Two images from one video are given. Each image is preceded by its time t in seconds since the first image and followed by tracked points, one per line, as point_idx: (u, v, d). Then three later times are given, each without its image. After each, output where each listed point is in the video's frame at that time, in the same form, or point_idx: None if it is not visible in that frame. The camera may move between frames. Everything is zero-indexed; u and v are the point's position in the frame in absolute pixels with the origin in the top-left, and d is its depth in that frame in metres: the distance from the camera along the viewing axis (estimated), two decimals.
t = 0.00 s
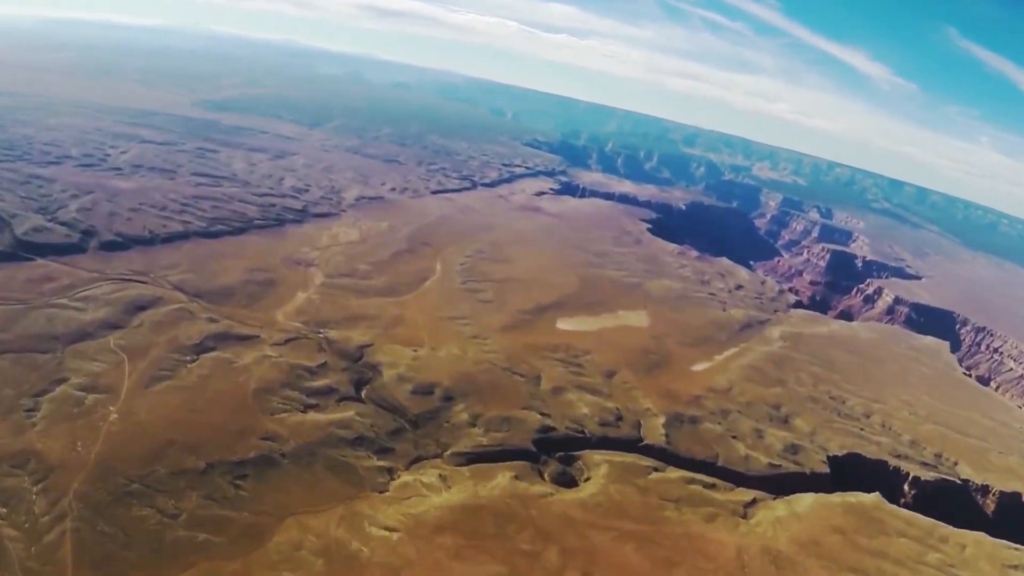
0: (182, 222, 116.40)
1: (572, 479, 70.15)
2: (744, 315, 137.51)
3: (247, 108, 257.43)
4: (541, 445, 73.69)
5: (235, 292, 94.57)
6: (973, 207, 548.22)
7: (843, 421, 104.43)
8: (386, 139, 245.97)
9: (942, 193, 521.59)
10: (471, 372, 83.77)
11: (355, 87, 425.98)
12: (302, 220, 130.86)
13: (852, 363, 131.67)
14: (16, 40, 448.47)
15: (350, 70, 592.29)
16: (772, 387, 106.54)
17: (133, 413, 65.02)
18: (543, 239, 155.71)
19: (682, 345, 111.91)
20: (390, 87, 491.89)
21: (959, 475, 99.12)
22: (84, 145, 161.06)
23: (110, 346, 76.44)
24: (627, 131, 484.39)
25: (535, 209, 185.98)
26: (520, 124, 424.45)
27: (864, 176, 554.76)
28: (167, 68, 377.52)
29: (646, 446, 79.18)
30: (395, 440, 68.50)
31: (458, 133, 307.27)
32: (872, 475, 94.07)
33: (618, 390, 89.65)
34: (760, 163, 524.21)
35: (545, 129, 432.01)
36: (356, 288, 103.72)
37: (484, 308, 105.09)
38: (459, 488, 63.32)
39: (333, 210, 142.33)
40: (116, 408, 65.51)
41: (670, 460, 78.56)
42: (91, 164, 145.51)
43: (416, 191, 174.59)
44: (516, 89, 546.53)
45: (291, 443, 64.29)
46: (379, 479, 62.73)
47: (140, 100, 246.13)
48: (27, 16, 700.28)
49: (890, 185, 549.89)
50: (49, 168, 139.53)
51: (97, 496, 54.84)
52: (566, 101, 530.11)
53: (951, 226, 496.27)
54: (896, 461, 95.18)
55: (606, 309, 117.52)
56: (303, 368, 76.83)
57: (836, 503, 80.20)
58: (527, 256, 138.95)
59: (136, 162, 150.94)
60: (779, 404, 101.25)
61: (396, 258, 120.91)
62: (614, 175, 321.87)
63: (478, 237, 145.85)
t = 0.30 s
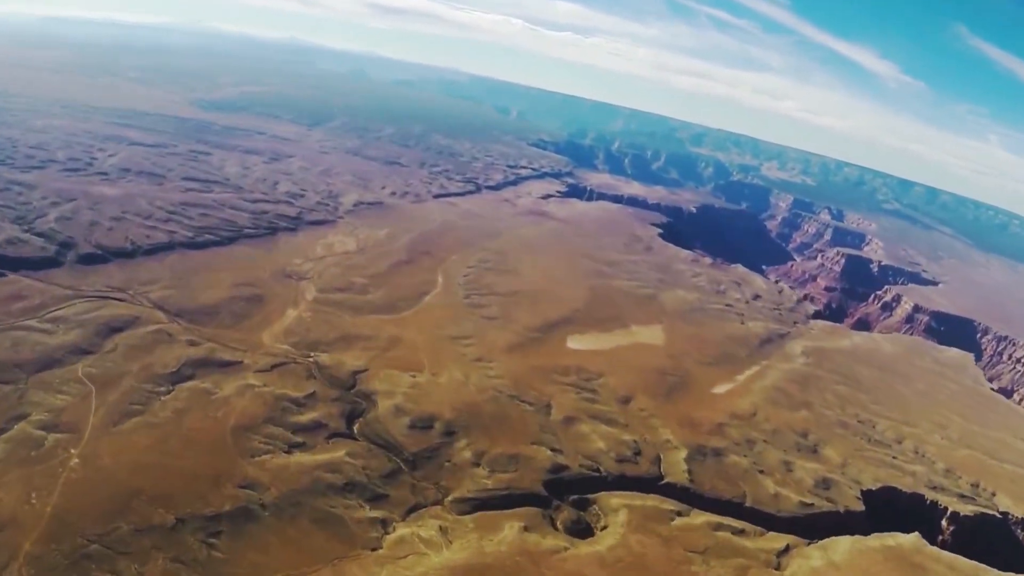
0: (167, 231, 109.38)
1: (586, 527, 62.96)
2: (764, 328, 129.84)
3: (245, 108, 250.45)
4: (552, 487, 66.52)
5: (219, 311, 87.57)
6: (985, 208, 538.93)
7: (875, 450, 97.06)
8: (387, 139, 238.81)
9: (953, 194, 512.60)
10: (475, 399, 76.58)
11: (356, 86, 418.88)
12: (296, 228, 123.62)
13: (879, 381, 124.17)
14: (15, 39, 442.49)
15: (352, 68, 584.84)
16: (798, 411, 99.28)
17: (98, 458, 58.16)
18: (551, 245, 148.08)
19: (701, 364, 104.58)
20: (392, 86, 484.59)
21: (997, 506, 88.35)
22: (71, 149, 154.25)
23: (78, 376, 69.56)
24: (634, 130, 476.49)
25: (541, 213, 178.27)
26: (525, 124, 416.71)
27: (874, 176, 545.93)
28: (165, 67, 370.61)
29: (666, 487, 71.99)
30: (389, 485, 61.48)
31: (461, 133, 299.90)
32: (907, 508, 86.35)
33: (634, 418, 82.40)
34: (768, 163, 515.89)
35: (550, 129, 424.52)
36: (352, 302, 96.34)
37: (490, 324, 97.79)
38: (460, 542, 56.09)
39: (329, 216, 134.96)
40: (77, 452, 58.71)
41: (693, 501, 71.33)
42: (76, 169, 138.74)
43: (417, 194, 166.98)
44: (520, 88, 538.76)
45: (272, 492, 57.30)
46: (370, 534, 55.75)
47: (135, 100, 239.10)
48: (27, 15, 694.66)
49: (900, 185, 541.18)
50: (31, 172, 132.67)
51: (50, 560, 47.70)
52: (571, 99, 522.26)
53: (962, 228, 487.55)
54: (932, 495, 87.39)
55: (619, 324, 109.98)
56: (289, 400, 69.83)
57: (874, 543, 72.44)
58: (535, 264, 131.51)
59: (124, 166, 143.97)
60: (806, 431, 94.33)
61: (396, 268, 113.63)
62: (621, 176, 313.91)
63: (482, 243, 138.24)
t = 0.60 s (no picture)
0: (147, 247, 101.97)
1: None
2: (783, 348, 122.22)
3: (239, 110, 242.99)
4: (563, 545, 59.09)
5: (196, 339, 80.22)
6: (993, 211, 530.77)
7: (909, 486, 89.60)
8: (386, 143, 231.42)
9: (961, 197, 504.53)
10: (476, 440, 69.22)
11: (355, 88, 411.37)
12: (285, 241, 116.35)
13: (906, 405, 116.77)
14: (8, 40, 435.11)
15: (352, 69, 577.19)
16: (825, 444, 91.93)
17: (46, 520, 50.92)
18: (556, 257, 140.41)
19: (720, 391, 97.15)
20: (392, 88, 476.94)
21: None
22: (53, 155, 146.96)
23: (34, 418, 62.28)
24: (637, 133, 469.08)
25: (545, 221, 170.59)
26: (528, 126, 409.25)
27: (880, 179, 538.11)
28: (160, 68, 363.10)
29: (690, 540, 64.52)
30: (379, 549, 54.23)
31: (462, 136, 292.51)
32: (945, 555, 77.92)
33: (652, 459, 75.04)
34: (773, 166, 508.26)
35: (552, 132, 417.12)
36: (342, 326, 88.80)
37: (493, 348, 90.30)
38: None
39: (320, 226, 127.48)
40: (24, 514, 51.17)
41: (720, 557, 63.76)
42: (56, 177, 131.54)
43: (415, 202, 159.38)
44: (522, 89, 531.18)
45: (243, 560, 50.11)
46: None
47: (126, 103, 231.81)
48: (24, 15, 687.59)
49: (907, 189, 533.45)
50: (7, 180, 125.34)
51: None
52: (574, 101, 514.62)
53: (971, 232, 479.66)
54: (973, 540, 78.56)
55: (631, 346, 102.48)
56: (269, 445, 62.52)
57: None
58: (540, 277, 124.09)
59: (106, 174, 136.66)
60: (835, 467, 86.98)
61: (392, 284, 106.17)
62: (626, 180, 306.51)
63: (484, 256, 130.62)
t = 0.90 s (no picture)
0: (123, 264, 94.49)
1: None
2: (805, 370, 114.66)
3: (233, 113, 235.70)
4: None
5: (169, 373, 72.91)
6: (1002, 215, 522.26)
7: (948, 527, 81.47)
8: (384, 148, 224.18)
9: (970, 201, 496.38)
10: (477, 490, 61.78)
11: (355, 91, 404.25)
12: (275, 254, 108.35)
13: (937, 432, 109.17)
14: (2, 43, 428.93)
15: (352, 72, 570.38)
16: (857, 483, 84.46)
17: None
18: (563, 267, 132.44)
19: (742, 422, 89.64)
20: (392, 90, 469.46)
21: None
22: (33, 162, 139.63)
23: None
24: (641, 136, 461.64)
25: (550, 229, 162.92)
26: (530, 129, 401.84)
27: (887, 183, 530.27)
28: (155, 70, 356.00)
29: None
30: None
31: (463, 140, 285.18)
32: None
33: (671, 507, 67.60)
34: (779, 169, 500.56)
35: (555, 135, 409.75)
36: (332, 352, 81.18)
37: (496, 376, 82.80)
38: None
39: (313, 236, 119.40)
40: None
41: None
42: (33, 186, 124.07)
43: (413, 208, 151.48)
44: (524, 92, 523.82)
45: None
46: None
47: (116, 106, 224.54)
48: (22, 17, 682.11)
49: (914, 193, 525.53)
50: None
51: None
52: (577, 104, 507.28)
53: (980, 237, 471.37)
54: None
55: (645, 371, 94.84)
56: (241, 504, 55.42)
57: None
58: (547, 292, 116.51)
59: (87, 183, 129.20)
60: (870, 509, 79.45)
61: (388, 301, 98.66)
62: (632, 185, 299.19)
63: (486, 268, 122.92)
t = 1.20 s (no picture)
0: (98, 283, 87.59)
1: None
2: (829, 392, 107.39)
3: (229, 114, 228.84)
4: None
5: (139, 411, 65.87)
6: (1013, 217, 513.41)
7: None
8: (384, 150, 217.14)
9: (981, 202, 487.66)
10: (479, 549, 54.69)
11: (356, 90, 397.20)
12: (262, 269, 100.81)
13: (973, 459, 101.78)
14: None
15: (354, 71, 563.53)
16: (895, 524, 77.20)
17: None
18: (570, 279, 124.84)
19: (768, 456, 82.46)
20: (394, 90, 462.45)
21: None
22: (13, 168, 132.83)
23: None
24: (647, 136, 454.37)
25: (556, 236, 155.34)
26: (533, 129, 394.05)
27: (896, 184, 522.00)
28: (152, 70, 349.20)
29: None
30: None
31: (465, 141, 278.05)
32: None
33: (697, 562, 60.45)
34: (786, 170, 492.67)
35: (559, 135, 402.36)
36: (321, 381, 73.92)
37: (501, 406, 75.56)
38: None
39: (304, 248, 111.97)
40: None
41: None
42: (11, 194, 117.24)
43: (412, 215, 143.98)
44: (528, 91, 516.27)
45: None
46: None
47: (108, 108, 217.67)
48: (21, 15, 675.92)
49: (923, 194, 517.13)
50: None
51: None
52: (581, 103, 499.76)
53: (991, 239, 462.92)
54: None
55: (662, 397, 87.40)
56: (211, 572, 48.42)
57: None
58: (554, 305, 109.20)
59: (68, 190, 122.29)
60: (912, 555, 72.18)
61: (384, 319, 91.46)
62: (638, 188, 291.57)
63: (488, 279, 115.31)
